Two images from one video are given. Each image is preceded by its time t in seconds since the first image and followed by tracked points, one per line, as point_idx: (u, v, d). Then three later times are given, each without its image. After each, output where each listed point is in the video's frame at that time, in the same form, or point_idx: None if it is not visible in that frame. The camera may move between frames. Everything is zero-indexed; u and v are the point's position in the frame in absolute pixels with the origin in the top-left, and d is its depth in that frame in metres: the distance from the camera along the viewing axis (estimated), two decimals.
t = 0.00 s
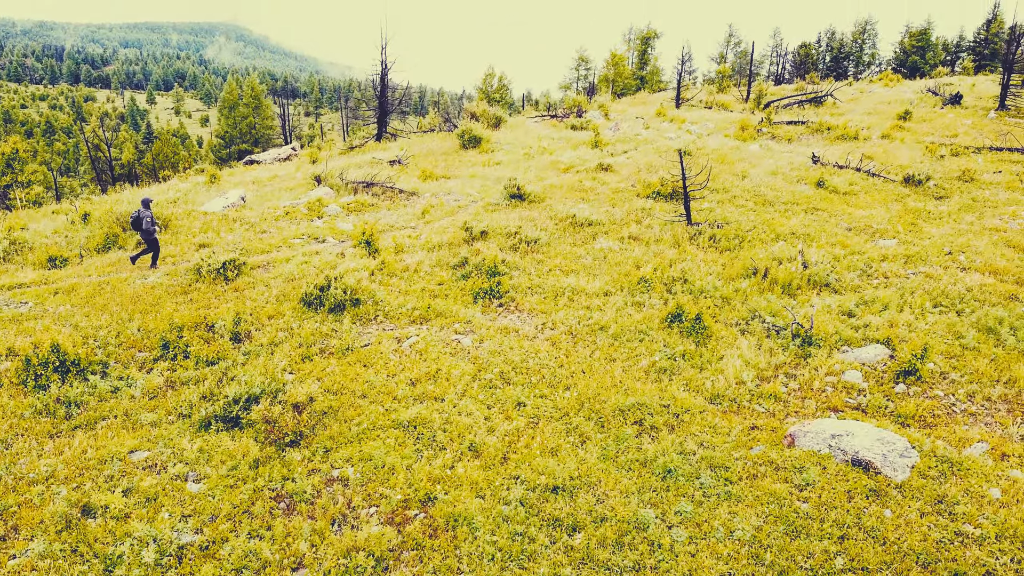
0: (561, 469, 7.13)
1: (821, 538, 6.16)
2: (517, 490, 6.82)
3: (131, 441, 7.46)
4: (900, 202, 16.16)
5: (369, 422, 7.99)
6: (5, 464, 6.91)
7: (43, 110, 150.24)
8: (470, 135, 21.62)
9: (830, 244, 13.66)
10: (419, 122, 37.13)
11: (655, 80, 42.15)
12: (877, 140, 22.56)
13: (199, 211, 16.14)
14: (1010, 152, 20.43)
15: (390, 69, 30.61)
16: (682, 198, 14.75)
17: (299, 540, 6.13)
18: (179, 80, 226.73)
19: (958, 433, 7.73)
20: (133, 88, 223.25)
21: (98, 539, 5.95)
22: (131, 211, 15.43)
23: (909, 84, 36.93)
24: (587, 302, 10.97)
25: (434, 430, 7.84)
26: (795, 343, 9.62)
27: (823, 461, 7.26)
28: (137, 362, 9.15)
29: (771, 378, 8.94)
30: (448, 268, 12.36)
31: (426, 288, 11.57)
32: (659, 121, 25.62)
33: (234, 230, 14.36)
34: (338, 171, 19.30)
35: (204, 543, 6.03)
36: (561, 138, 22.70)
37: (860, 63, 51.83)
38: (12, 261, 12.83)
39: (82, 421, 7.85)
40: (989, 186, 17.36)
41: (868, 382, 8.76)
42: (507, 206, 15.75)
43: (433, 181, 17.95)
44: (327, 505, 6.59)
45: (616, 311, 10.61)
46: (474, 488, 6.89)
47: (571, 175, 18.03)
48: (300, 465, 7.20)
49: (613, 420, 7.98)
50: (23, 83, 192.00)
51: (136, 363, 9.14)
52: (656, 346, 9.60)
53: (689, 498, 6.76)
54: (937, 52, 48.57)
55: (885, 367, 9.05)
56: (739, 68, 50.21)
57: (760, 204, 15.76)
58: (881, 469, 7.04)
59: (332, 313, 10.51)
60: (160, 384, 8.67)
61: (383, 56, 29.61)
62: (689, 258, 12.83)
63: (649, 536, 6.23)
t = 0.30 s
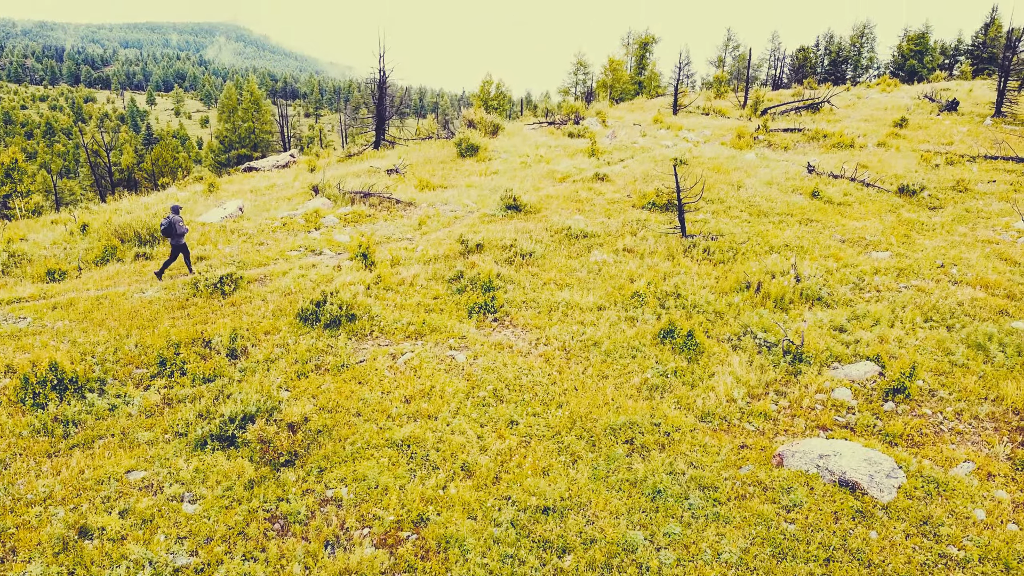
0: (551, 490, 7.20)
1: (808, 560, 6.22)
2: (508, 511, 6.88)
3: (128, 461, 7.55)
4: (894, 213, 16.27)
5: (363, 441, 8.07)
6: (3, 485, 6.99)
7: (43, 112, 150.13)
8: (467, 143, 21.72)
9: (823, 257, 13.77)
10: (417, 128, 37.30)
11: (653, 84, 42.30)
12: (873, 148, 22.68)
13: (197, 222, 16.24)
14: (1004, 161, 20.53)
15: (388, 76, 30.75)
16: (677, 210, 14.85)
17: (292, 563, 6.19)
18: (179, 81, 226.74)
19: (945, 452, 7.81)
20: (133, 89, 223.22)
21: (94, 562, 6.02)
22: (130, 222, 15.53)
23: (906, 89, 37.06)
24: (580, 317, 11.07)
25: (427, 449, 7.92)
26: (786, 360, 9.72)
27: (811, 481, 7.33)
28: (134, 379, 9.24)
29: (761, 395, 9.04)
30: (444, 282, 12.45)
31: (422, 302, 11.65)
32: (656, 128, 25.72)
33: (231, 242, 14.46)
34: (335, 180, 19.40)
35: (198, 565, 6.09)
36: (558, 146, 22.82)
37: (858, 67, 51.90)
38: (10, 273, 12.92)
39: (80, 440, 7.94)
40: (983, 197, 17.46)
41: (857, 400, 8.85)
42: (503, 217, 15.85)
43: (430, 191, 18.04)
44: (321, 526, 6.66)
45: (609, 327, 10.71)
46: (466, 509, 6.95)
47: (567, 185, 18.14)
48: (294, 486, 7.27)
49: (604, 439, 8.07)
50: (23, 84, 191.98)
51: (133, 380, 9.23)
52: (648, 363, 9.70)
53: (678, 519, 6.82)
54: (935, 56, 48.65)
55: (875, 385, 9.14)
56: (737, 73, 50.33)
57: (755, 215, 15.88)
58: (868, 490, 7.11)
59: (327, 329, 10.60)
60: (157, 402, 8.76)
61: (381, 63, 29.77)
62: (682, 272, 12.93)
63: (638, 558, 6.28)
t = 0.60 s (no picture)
0: (544, 513, 7.27)
1: None
2: (501, 534, 6.95)
3: (127, 483, 7.64)
4: (889, 224, 16.38)
5: (360, 462, 8.17)
6: (4, 508, 7.08)
7: (42, 113, 150.00)
8: (465, 153, 21.82)
9: (818, 270, 13.87)
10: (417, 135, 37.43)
11: (652, 89, 42.39)
12: (869, 156, 22.80)
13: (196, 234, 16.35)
14: (999, 171, 20.64)
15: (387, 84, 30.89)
16: (672, 223, 14.95)
17: None
18: (179, 83, 226.70)
19: (934, 474, 7.89)
20: (133, 91, 223.10)
21: None
22: (130, 234, 15.63)
23: (905, 94, 37.11)
24: (576, 334, 11.18)
25: (423, 470, 8.01)
26: (778, 378, 9.83)
27: (801, 503, 7.42)
28: (134, 398, 9.35)
29: (753, 415, 9.14)
30: (441, 297, 12.55)
31: (419, 318, 11.75)
32: (654, 136, 25.82)
33: (230, 255, 14.57)
34: (334, 190, 19.50)
35: None
36: (556, 155, 22.94)
37: (857, 71, 51.88)
38: (11, 288, 13.01)
39: (81, 461, 8.04)
40: (978, 208, 17.57)
41: (849, 419, 8.95)
42: (500, 229, 15.95)
43: (428, 202, 18.14)
44: (317, 549, 6.74)
45: (604, 344, 10.82)
46: (460, 532, 7.02)
47: (564, 196, 18.25)
48: (291, 508, 7.36)
49: (598, 461, 8.17)
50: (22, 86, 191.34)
51: (133, 399, 9.32)
52: (642, 382, 9.80)
53: (669, 543, 6.89)
54: (934, 59, 48.69)
55: (866, 405, 9.24)
56: (736, 77, 50.42)
57: (751, 227, 16.00)
58: (857, 513, 7.18)
59: (325, 346, 10.70)
60: (156, 422, 8.86)
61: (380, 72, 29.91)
62: (677, 286, 13.04)
63: None
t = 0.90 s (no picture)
0: (536, 543, 7.37)
1: None
2: (493, 564, 7.03)
3: (126, 512, 7.73)
4: (882, 240, 16.53)
5: (355, 490, 8.27)
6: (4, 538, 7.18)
7: (41, 116, 149.95)
8: (463, 166, 21.95)
9: (810, 289, 14.01)
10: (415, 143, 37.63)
11: (649, 97, 42.57)
12: (864, 168, 22.95)
13: (195, 250, 16.48)
14: (993, 184, 20.81)
15: (385, 93, 31.06)
16: (667, 240, 15.09)
17: None
18: (178, 85, 226.73)
19: (920, 502, 7.99)
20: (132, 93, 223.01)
21: None
22: (130, 251, 15.77)
23: (902, 102, 37.26)
24: (570, 356, 11.31)
25: (417, 498, 8.12)
26: (769, 403, 9.96)
27: (788, 533, 7.53)
28: (133, 424, 9.47)
29: (744, 441, 9.28)
30: (437, 316, 12.69)
31: (415, 339, 11.89)
32: (651, 147, 25.97)
33: (229, 273, 14.72)
34: (332, 204, 19.64)
35: None
36: (553, 167, 23.10)
37: (854, 76, 51.97)
38: (11, 307, 13.12)
39: (80, 489, 8.15)
40: (971, 223, 17.71)
41: (837, 445, 9.09)
42: (496, 245, 16.08)
43: (426, 217, 18.29)
44: None
45: (598, 366, 10.96)
46: (453, 562, 7.11)
47: (560, 210, 18.40)
48: (287, 538, 7.45)
49: (589, 489, 8.29)
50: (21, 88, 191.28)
51: (132, 424, 9.44)
52: (634, 406, 9.94)
53: (658, 574, 6.99)
54: (931, 65, 48.85)
55: (855, 430, 9.37)
56: (734, 83, 50.58)
57: (745, 244, 16.14)
58: (842, 543, 7.27)
59: (322, 369, 10.83)
60: (154, 448, 8.99)
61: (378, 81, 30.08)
62: (671, 306, 13.18)
63: None
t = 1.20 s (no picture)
0: (526, 571, 7.45)
1: None
2: None
3: (123, 539, 7.82)
4: (875, 256, 16.66)
5: (348, 516, 8.37)
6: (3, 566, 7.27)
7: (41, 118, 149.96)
8: (460, 178, 22.09)
9: (802, 306, 14.14)
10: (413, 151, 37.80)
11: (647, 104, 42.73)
12: (859, 180, 23.09)
13: (194, 265, 16.62)
14: (986, 196, 20.94)
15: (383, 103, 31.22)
16: (660, 257, 15.22)
17: None
18: (178, 87, 226.84)
19: (904, 528, 8.09)
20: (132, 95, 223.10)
21: None
22: (128, 267, 15.89)
23: (898, 109, 37.41)
24: (563, 376, 11.44)
25: (409, 523, 8.22)
26: (758, 426, 10.09)
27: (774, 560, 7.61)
28: (130, 447, 9.57)
29: (733, 465, 9.40)
30: (432, 335, 12.82)
31: (409, 359, 12.00)
32: (647, 157, 26.12)
33: (226, 290, 14.84)
34: (329, 217, 19.78)
35: None
36: (549, 179, 23.24)
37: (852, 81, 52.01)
38: (10, 325, 13.23)
39: (78, 514, 8.25)
40: (963, 237, 17.84)
41: (824, 470, 9.21)
42: (492, 261, 16.21)
43: (422, 231, 18.42)
44: None
45: (590, 388, 11.09)
46: None
47: (555, 224, 18.54)
48: (281, 565, 7.51)
49: (579, 514, 8.40)
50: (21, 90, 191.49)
51: (129, 448, 9.55)
52: (625, 429, 10.07)
53: None
54: (929, 71, 48.94)
55: (842, 454, 9.50)
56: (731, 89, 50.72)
57: (738, 259, 16.27)
58: (827, 570, 7.27)
59: (317, 391, 10.95)
60: (151, 472, 9.10)
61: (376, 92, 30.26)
62: (664, 324, 13.32)
63: None
